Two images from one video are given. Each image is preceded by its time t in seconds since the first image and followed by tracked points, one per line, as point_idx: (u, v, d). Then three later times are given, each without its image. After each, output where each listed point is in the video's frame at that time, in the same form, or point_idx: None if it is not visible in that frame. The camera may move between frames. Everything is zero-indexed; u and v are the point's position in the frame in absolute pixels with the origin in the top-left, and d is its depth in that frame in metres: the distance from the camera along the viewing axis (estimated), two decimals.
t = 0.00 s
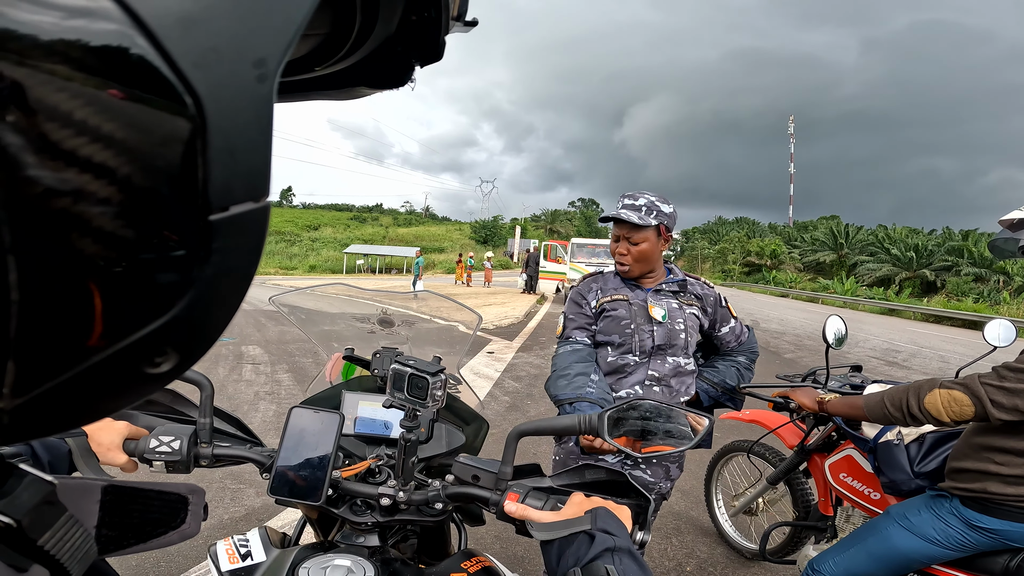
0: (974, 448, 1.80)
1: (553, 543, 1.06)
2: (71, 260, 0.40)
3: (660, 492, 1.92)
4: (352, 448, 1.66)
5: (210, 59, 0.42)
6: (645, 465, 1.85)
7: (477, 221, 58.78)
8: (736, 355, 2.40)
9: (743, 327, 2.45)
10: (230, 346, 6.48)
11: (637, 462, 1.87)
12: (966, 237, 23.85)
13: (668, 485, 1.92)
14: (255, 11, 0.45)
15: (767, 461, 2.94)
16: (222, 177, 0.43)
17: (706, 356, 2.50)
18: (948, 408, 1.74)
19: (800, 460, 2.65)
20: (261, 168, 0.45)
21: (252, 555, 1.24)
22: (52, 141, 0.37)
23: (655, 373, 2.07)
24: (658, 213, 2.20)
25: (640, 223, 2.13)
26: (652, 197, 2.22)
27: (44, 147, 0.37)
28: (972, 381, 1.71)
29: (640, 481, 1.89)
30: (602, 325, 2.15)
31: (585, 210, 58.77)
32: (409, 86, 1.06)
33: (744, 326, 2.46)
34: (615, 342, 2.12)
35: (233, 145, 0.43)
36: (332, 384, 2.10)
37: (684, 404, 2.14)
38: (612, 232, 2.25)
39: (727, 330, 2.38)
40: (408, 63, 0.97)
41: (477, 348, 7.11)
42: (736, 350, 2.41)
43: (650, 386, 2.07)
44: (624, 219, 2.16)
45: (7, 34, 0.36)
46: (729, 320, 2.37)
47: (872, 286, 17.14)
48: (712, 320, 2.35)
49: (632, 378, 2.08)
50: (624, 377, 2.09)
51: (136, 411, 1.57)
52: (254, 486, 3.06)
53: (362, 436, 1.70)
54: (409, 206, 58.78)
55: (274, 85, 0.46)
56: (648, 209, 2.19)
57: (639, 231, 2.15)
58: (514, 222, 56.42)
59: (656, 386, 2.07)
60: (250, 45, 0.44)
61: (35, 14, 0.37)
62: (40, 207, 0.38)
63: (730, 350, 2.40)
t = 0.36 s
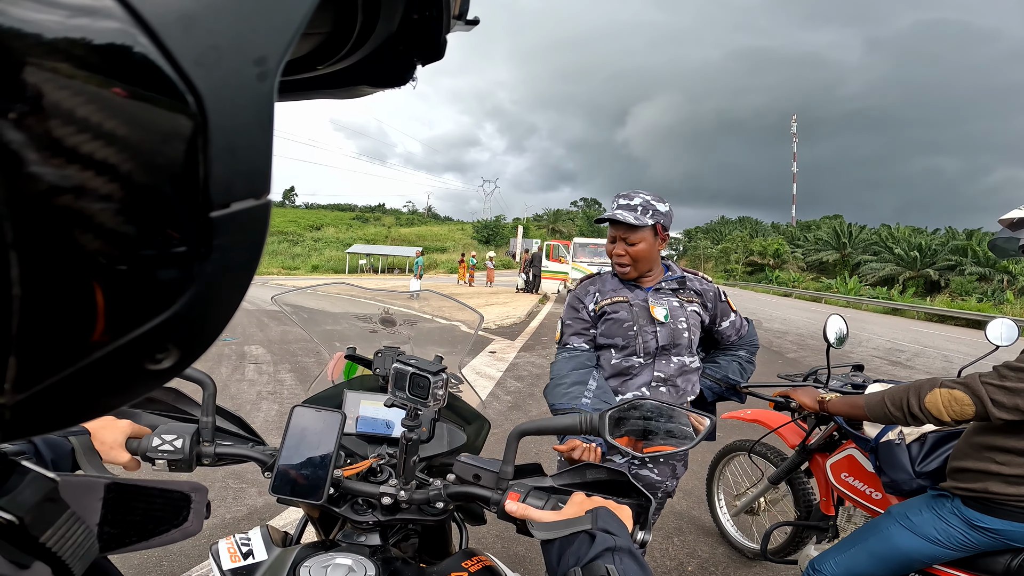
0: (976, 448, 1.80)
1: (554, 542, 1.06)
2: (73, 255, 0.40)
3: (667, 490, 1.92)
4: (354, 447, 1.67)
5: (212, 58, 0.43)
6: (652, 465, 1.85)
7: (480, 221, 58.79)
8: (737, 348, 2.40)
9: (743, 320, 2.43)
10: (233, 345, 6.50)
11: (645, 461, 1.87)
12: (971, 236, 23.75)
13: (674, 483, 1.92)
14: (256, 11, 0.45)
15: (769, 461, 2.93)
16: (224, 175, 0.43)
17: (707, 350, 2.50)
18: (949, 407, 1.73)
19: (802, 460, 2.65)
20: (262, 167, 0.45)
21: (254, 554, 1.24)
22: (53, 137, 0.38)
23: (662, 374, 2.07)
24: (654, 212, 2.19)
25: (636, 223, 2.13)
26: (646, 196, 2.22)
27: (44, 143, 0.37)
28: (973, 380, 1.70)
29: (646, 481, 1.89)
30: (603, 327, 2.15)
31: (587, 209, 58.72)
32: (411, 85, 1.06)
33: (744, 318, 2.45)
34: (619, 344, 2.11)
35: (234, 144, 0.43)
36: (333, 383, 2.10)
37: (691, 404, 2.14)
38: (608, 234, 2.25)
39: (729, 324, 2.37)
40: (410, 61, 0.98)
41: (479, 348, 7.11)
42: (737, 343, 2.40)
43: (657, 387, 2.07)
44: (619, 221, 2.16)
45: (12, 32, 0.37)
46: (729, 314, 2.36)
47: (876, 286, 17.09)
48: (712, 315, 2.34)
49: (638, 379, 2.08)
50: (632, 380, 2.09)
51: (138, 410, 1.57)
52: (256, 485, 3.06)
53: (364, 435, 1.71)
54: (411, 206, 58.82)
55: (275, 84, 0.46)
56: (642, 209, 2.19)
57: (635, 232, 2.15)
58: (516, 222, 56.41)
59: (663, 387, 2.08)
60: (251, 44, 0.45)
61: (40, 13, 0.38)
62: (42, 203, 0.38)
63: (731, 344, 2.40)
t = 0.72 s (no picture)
0: (978, 448, 1.79)
1: (556, 542, 1.06)
2: (74, 253, 0.40)
3: (668, 491, 1.92)
4: (355, 447, 1.67)
5: (211, 55, 0.43)
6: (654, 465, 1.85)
7: (482, 221, 58.80)
8: (743, 351, 2.40)
9: (750, 322, 2.44)
10: (236, 345, 6.51)
11: (647, 463, 1.87)
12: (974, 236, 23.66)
13: (676, 484, 1.92)
14: (257, 8, 0.45)
15: (771, 461, 2.93)
16: (224, 172, 0.44)
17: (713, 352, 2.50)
18: (951, 407, 1.73)
19: (804, 460, 2.65)
20: (262, 163, 0.46)
21: (256, 553, 1.25)
22: (52, 135, 0.38)
23: (663, 374, 2.07)
24: (657, 213, 2.20)
25: (639, 225, 2.13)
26: (649, 197, 2.22)
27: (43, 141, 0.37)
28: (975, 381, 1.70)
29: (648, 481, 1.89)
30: (603, 326, 2.16)
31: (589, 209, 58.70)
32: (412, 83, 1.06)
33: (752, 321, 2.46)
34: (620, 343, 2.11)
35: (234, 141, 0.44)
36: (336, 382, 2.10)
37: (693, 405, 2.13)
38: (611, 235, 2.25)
39: (735, 327, 2.37)
40: (410, 60, 0.98)
41: (481, 348, 7.12)
42: (743, 345, 2.40)
43: (658, 387, 2.07)
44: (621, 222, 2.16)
45: (11, 30, 0.36)
46: (736, 316, 2.36)
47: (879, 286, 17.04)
48: (719, 317, 2.34)
49: (639, 379, 2.08)
50: (631, 379, 2.09)
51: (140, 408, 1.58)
52: (259, 485, 3.07)
53: (366, 434, 1.71)
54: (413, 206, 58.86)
55: (274, 80, 0.47)
56: (645, 210, 2.19)
57: (637, 233, 2.15)
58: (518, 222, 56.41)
59: (665, 387, 2.07)
60: (251, 40, 0.45)
61: (41, 11, 0.38)
62: (44, 201, 0.38)
63: (737, 346, 2.40)
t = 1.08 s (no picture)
0: (983, 447, 1.78)
1: (560, 541, 1.06)
2: (80, 250, 0.41)
3: (669, 492, 1.92)
4: (359, 446, 1.68)
5: (215, 54, 0.42)
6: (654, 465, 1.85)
7: (485, 220, 58.82)
8: (752, 354, 2.39)
9: (761, 326, 2.43)
10: (240, 344, 6.54)
11: (647, 462, 1.87)
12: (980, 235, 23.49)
13: (677, 485, 1.92)
14: (259, 7, 0.44)
15: (775, 461, 2.92)
16: (228, 171, 0.44)
17: (722, 354, 2.50)
18: (955, 407, 1.72)
19: (808, 459, 2.64)
20: (266, 162, 0.45)
21: (260, 552, 1.25)
22: (60, 133, 0.39)
23: (657, 371, 2.05)
24: (670, 212, 2.19)
25: (653, 225, 2.13)
26: (663, 196, 2.22)
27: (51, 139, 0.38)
28: (980, 381, 1.70)
29: (648, 481, 1.89)
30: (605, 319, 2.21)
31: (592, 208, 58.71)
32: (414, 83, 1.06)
33: (763, 324, 2.44)
34: (617, 337, 2.15)
35: (238, 140, 0.43)
36: (340, 381, 2.10)
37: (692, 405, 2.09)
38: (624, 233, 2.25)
39: (745, 330, 2.36)
40: (412, 59, 0.98)
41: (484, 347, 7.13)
42: (752, 348, 2.40)
43: (653, 385, 2.05)
44: (635, 221, 2.15)
45: (14, 29, 0.37)
46: (747, 319, 2.35)
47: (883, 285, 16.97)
48: (728, 319, 2.34)
49: (634, 376, 2.07)
50: (626, 374, 2.08)
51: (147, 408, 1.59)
52: (263, 484, 3.09)
53: (369, 433, 1.71)
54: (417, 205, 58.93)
55: (279, 80, 0.46)
56: (659, 209, 2.18)
57: (651, 232, 2.14)
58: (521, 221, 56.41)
59: (660, 384, 2.05)
60: (255, 40, 0.44)
61: (43, 11, 0.38)
62: (51, 198, 0.39)
63: (747, 350, 2.39)
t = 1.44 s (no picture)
0: (991, 447, 1.77)
1: (565, 540, 1.06)
2: (89, 250, 0.41)
3: (671, 492, 1.91)
4: (364, 445, 1.67)
5: (220, 54, 0.42)
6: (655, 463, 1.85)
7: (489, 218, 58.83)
8: (759, 354, 2.38)
9: (767, 326, 2.43)
10: (245, 342, 6.56)
11: (648, 461, 1.87)
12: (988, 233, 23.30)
13: (679, 485, 1.91)
14: (263, 8, 0.44)
15: (781, 460, 2.91)
16: (235, 170, 0.44)
17: (728, 354, 2.50)
18: (964, 407, 1.71)
19: (814, 459, 2.63)
20: (271, 161, 0.45)
21: (266, 551, 1.25)
22: (69, 134, 0.39)
23: (658, 369, 2.04)
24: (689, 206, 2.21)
25: (680, 216, 2.13)
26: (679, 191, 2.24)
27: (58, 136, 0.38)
28: (988, 380, 1.68)
29: (650, 481, 1.88)
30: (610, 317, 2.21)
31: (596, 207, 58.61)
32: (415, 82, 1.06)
33: (769, 324, 2.44)
34: (620, 334, 2.15)
35: (244, 139, 0.43)
36: (345, 380, 2.11)
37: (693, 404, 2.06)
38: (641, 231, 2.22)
39: (752, 331, 2.36)
40: (413, 58, 0.97)
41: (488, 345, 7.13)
42: (759, 349, 2.39)
43: (653, 382, 2.04)
44: (662, 214, 2.14)
45: (17, 29, 0.36)
46: (755, 320, 2.34)
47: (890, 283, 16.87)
48: (736, 320, 2.32)
49: (634, 372, 2.07)
50: (627, 371, 2.08)
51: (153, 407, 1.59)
52: (268, 482, 3.10)
53: (375, 432, 1.71)
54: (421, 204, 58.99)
55: (283, 79, 0.46)
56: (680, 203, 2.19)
57: (678, 224, 2.14)
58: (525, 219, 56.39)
59: (660, 382, 2.04)
60: (259, 40, 0.44)
61: (42, 11, 0.37)
62: (61, 198, 0.39)
63: (754, 350, 2.38)
